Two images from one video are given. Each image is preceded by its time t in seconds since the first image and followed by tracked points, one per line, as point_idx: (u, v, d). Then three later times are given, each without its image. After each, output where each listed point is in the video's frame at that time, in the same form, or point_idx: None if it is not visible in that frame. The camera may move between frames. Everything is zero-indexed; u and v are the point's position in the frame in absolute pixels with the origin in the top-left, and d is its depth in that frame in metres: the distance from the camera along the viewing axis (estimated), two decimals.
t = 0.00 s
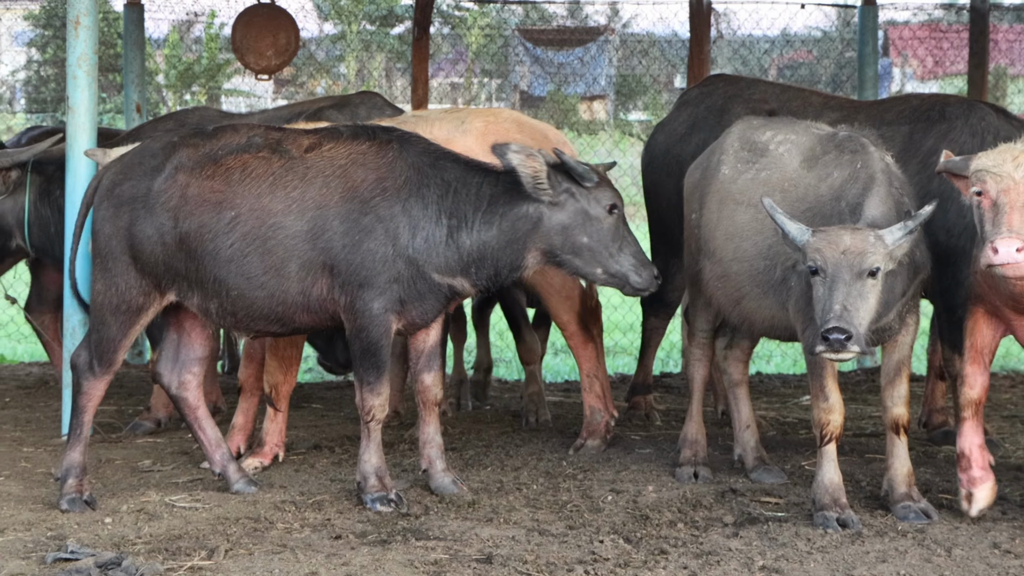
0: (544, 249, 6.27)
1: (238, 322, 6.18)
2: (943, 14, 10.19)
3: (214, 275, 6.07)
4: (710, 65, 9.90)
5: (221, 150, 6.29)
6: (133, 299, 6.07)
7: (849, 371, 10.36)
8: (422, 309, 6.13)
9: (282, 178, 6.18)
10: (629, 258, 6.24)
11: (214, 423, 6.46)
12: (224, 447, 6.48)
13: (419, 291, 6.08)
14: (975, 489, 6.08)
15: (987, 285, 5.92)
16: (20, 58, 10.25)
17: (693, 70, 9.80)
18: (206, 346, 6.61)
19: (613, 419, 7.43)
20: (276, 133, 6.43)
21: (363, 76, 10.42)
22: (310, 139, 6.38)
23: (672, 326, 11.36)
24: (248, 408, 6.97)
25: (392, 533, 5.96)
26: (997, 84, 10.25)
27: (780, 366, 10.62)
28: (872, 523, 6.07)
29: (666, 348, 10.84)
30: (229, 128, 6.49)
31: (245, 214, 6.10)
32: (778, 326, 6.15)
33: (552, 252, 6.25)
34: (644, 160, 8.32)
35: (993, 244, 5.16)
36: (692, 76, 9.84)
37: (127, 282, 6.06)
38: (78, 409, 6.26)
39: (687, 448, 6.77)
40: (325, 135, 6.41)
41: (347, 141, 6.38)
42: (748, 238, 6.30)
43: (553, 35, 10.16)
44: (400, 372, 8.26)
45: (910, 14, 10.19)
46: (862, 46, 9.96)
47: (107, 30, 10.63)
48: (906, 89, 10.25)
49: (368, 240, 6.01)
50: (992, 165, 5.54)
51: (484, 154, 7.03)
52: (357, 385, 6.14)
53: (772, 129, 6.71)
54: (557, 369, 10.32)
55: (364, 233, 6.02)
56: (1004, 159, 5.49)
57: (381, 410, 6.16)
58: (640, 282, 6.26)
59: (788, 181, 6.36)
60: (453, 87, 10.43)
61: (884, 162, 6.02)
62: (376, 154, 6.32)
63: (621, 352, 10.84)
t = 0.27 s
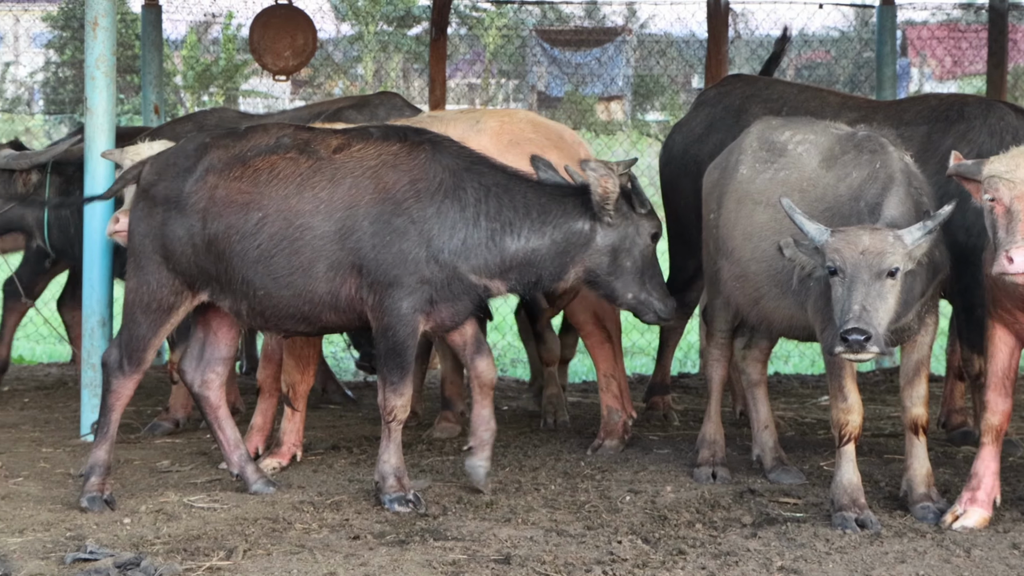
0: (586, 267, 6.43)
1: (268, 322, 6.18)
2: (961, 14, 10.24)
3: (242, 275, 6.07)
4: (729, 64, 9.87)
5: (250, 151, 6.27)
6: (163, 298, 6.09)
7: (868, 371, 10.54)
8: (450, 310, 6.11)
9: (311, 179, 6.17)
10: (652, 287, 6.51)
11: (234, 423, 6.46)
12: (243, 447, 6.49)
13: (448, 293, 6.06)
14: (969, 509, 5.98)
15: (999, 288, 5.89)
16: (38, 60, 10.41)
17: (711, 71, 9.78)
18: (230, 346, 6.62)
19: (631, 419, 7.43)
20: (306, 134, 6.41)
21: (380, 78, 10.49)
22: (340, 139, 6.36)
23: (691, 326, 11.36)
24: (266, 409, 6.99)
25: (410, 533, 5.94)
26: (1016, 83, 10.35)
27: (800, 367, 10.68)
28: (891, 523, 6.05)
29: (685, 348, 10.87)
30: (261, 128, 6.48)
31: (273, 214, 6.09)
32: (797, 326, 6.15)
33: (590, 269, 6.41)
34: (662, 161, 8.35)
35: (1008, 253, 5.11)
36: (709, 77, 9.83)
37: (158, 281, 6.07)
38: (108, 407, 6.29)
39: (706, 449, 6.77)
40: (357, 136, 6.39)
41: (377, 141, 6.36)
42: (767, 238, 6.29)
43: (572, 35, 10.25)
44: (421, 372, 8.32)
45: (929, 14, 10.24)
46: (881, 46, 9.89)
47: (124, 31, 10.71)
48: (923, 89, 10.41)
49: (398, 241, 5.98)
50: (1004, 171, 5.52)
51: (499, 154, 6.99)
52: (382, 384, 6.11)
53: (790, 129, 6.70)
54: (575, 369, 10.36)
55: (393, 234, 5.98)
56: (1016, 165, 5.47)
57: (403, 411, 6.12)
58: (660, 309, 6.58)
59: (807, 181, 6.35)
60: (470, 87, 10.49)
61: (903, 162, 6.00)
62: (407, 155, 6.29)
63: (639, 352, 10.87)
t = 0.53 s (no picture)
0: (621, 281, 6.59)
1: (313, 319, 6.17)
2: (983, 14, 10.34)
3: (286, 270, 6.04)
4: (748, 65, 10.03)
5: (296, 147, 6.30)
6: (206, 295, 6.06)
7: (889, 372, 10.62)
8: (495, 310, 6.10)
9: (359, 176, 6.16)
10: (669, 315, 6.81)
11: (257, 425, 6.44)
12: (265, 448, 6.48)
13: (493, 292, 6.06)
14: (991, 509, 5.97)
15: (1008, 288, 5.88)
16: (59, 61, 10.42)
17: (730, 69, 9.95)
18: (262, 343, 6.59)
19: (652, 418, 7.43)
20: (352, 133, 6.42)
21: (400, 78, 10.56)
22: (387, 137, 6.37)
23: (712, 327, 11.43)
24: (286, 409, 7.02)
25: (430, 534, 5.93)
26: None
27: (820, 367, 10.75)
28: (913, 524, 6.03)
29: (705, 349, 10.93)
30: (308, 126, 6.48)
31: (319, 211, 6.09)
32: (819, 326, 6.16)
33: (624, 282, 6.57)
34: (683, 161, 8.40)
35: (1010, 249, 5.14)
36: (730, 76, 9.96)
37: (201, 277, 6.05)
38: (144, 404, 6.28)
39: (727, 449, 6.78)
40: (408, 135, 6.40)
41: (425, 140, 6.37)
42: (789, 238, 6.29)
43: (592, 36, 10.27)
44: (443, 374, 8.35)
45: (950, 13, 10.32)
46: (902, 45, 10.07)
47: (145, 32, 10.72)
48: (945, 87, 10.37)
49: (447, 238, 5.96)
50: (1013, 166, 5.51)
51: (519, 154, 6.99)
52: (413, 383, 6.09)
53: (812, 128, 6.70)
54: (594, 370, 10.36)
55: (442, 231, 5.96)
56: None
57: (433, 411, 6.09)
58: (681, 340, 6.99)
59: (828, 181, 6.35)
60: (490, 87, 10.54)
61: (925, 161, 5.97)
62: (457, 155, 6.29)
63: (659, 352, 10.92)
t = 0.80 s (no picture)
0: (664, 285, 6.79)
1: (368, 318, 6.21)
2: (1003, 14, 10.33)
3: (345, 270, 6.04)
4: (767, 65, 10.18)
5: (348, 146, 6.26)
6: (264, 296, 6.04)
7: (909, 373, 10.66)
8: (547, 313, 6.21)
9: (417, 177, 6.15)
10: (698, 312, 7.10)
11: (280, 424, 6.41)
12: (286, 448, 6.47)
13: (548, 295, 6.17)
14: (1011, 510, 5.93)
15: None
16: (78, 62, 10.49)
17: (750, 69, 10.09)
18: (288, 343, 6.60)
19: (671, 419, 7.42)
20: (402, 132, 6.40)
21: (420, 78, 10.64)
22: (441, 138, 6.37)
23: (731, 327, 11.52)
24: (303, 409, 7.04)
25: (449, 535, 5.91)
26: None
27: (839, 368, 10.80)
28: (933, 525, 6.00)
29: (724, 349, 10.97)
30: (354, 126, 6.44)
31: (380, 211, 6.05)
32: (838, 327, 6.16)
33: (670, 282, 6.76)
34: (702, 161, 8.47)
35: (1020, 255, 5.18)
36: (751, 76, 10.13)
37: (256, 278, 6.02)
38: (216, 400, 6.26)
39: (746, 450, 6.79)
40: (460, 136, 6.42)
41: (480, 142, 6.38)
42: (808, 238, 6.29)
43: (611, 35, 10.37)
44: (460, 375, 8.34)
45: (969, 13, 10.35)
46: (921, 46, 10.09)
47: (164, 33, 10.73)
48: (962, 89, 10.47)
49: (508, 242, 6.02)
50: None
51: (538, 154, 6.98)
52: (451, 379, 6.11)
53: (831, 129, 6.69)
54: (613, 371, 10.34)
55: (503, 234, 6.02)
56: None
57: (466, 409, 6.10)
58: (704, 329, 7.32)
59: (848, 181, 6.35)
60: (510, 88, 10.55)
61: (945, 162, 5.95)
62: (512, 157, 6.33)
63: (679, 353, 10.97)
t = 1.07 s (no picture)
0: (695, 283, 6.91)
1: (419, 317, 6.19)
2: (1017, 14, 10.45)
3: (403, 269, 6.00)
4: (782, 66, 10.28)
5: (399, 143, 6.19)
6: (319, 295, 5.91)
7: (923, 373, 10.70)
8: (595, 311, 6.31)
9: (470, 175, 6.13)
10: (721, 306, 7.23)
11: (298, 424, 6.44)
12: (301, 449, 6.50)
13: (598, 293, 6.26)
14: None
15: None
16: (94, 63, 10.53)
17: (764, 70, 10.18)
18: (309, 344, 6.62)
19: (686, 419, 7.44)
20: (448, 129, 6.37)
21: (434, 79, 10.67)
22: (489, 137, 6.37)
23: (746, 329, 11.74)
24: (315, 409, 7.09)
25: (464, 535, 5.89)
26: None
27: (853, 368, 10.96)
28: (948, 525, 5.98)
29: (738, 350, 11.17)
30: (399, 123, 6.36)
31: (439, 210, 6.02)
32: (853, 327, 6.16)
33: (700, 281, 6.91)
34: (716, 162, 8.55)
35: None
36: (765, 76, 10.19)
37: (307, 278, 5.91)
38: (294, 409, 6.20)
39: (761, 450, 6.80)
40: (503, 135, 6.43)
41: (529, 141, 6.41)
42: (823, 238, 6.29)
43: (626, 36, 10.44)
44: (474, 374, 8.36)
45: (983, 13, 10.41)
46: (936, 46, 10.11)
47: (179, 34, 10.71)
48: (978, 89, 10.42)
49: (562, 242, 6.09)
50: None
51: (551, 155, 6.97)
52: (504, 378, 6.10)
53: (845, 129, 6.69)
54: (630, 373, 10.46)
55: (559, 235, 6.09)
56: None
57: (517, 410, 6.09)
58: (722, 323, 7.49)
59: (862, 182, 6.34)
60: (524, 88, 10.68)
61: (960, 162, 5.92)
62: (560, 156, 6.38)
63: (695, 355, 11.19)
